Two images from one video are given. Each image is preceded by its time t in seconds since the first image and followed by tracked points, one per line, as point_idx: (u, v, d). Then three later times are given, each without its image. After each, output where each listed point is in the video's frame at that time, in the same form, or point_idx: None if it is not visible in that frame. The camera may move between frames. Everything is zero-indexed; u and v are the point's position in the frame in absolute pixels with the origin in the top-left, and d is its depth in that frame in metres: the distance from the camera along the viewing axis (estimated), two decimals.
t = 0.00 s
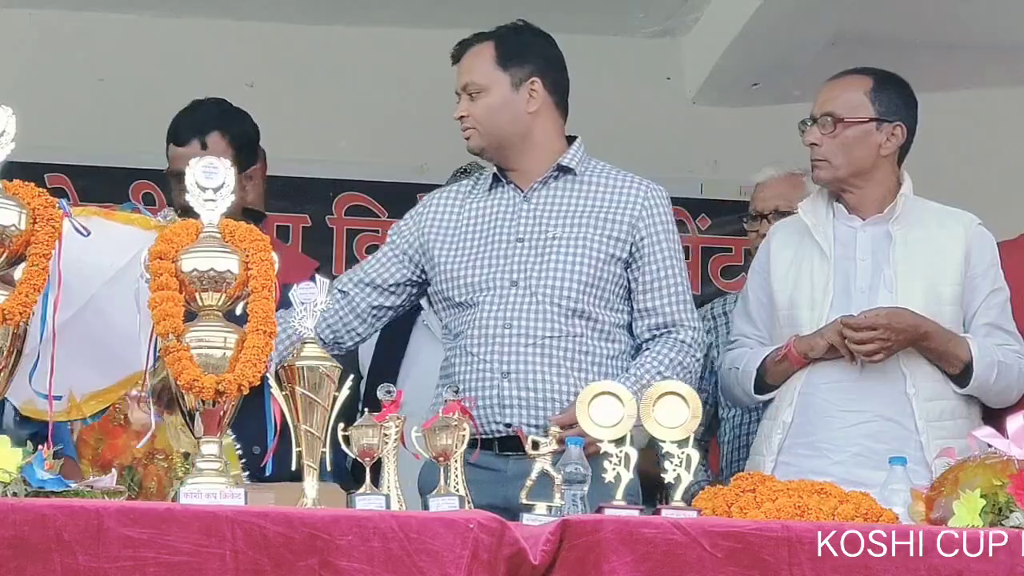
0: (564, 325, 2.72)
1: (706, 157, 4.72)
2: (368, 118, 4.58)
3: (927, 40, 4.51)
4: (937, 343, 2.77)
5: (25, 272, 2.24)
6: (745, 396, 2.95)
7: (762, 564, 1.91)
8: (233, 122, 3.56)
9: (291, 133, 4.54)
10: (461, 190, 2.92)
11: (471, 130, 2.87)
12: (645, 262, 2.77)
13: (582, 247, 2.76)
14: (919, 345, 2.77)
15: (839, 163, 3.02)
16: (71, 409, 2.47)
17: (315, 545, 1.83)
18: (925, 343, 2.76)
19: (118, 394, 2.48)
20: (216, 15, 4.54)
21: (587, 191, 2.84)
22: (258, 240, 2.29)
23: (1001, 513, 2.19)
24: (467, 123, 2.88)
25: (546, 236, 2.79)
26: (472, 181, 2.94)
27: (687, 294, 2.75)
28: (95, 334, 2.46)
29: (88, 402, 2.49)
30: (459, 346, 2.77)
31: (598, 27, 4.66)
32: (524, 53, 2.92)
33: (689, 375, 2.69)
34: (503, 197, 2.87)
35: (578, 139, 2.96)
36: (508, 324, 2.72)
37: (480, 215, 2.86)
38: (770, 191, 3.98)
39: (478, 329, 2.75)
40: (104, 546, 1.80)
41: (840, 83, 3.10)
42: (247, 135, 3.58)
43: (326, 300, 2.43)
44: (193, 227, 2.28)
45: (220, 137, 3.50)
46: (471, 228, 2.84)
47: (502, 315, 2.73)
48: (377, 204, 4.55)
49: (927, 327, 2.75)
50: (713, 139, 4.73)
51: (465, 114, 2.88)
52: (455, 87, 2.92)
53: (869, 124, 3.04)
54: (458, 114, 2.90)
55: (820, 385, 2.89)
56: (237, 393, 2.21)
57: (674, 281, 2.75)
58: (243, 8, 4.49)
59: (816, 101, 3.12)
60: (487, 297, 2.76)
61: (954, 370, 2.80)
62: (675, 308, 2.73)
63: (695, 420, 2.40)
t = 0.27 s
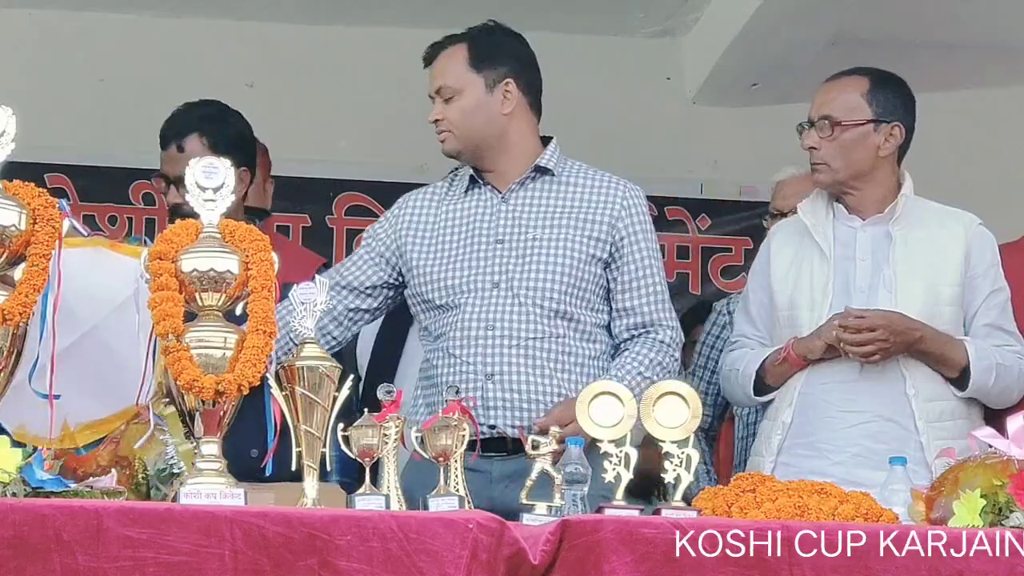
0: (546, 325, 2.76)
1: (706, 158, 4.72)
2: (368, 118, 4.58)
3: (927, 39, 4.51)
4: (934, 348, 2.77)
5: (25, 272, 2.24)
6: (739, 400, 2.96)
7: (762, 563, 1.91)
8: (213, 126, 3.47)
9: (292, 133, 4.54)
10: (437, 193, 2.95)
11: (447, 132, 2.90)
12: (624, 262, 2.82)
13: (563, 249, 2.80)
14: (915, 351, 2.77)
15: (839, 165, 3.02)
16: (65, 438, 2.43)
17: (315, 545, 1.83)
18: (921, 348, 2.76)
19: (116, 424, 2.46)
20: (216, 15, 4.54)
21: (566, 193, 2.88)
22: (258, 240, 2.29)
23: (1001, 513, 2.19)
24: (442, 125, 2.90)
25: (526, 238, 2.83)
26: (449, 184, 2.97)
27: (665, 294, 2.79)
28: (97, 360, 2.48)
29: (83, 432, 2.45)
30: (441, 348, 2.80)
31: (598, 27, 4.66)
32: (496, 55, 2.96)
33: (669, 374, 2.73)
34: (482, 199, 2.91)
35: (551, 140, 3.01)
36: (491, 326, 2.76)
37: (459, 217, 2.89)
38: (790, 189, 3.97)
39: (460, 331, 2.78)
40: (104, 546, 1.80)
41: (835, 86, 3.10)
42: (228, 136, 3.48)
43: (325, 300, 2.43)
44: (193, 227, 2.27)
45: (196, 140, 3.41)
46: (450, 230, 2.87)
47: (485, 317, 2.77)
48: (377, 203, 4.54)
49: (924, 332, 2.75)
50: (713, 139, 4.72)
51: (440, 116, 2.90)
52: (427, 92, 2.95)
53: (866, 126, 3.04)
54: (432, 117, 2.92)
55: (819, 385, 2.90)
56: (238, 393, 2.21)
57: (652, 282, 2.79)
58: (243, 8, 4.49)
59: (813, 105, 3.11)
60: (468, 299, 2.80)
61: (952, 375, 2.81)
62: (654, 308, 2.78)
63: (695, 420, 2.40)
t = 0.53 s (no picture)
0: (534, 324, 2.76)
1: (707, 158, 4.71)
2: (368, 118, 4.58)
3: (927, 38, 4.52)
4: (934, 349, 2.77)
5: (25, 272, 2.24)
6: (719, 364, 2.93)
7: (762, 563, 1.90)
8: (190, 119, 3.37)
9: (292, 133, 4.54)
10: (417, 194, 2.94)
11: (423, 135, 2.88)
12: (608, 258, 2.81)
13: (546, 246, 2.80)
14: (914, 352, 2.78)
15: (837, 168, 3.02)
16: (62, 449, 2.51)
17: (314, 545, 1.83)
18: (921, 347, 2.77)
19: (112, 436, 2.54)
20: (216, 15, 4.54)
21: (547, 190, 2.88)
22: (258, 240, 2.29)
23: (1001, 513, 2.19)
24: (419, 127, 2.88)
25: (509, 237, 2.83)
26: (429, 185, 2.96)
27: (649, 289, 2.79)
28: (97, 374, 2.55)
29: (79, 444, 2.52)
30: (428, 349, 2.79)
31: (599, 27, 4.65)
32: (471, 56, 2.94)
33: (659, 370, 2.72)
34: (461, 199, 2.90)
35: (530, 139, 3.00)
36: (478, 326, 2.75)
37: (439, 217, 2.88)
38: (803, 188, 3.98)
39: (447, 331, 2.77)
40: (103, 546, 1.80)
41: (833, 87, 3.10)
42: (202, 129, 3.37)
43: (325, 301, 2.43)
44: (193, 227, 2.27)
45: (167, 131, 3.32)
46: (432, 232, 2.87)
47: (471, 317, 2.76)
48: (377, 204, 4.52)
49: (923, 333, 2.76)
50: (713, 139, 4.72)
51: (417, 119, 2.88)
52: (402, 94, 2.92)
53: (865, 129, 3.03)
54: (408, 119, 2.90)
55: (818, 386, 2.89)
56: (238, 393, 2.21)
57: (635, 276, 2.79)
58: (243, 8, 4.50)
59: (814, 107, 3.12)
60: (453, 299, 2.79)
61: (953, 377, 2.81)
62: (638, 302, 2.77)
63: (696, 419, 2.40)
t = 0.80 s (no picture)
0: (528, 323, 2.76)
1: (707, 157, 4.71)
2: (368, 117, 4.58)
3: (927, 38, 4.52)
4: (925, 355, 2.78)
5: (25, 272, 2.24)
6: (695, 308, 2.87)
7: (762, 563, 1.90)
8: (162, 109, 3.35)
9: (292, 133, 4.54)
10: (401, 197, 2.93)
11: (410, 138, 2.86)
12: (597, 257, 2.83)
13: (537, 246, 2.80)
14: (906, 358, 2.79)
15: (842, 163, 3.02)
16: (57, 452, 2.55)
17: (315, 545, 1.84)
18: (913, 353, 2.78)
19: (108, 439, 2.58)
20: (216, 15, 4.54)
21: (536, 190, 2.88)
22: (258, 240, 2.29)
23: (1001, 513, 2.19)
24: (405, 130, 2.87)
25: (500, 237, 2.82)
26: (413, 187, 2.95)
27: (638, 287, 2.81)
28: (96, 379, 2.55)
29: (74, 446, 2.56)
30: (421, 351, 2.77)
31: (598, 27, 4.65)
32: (456, 58, 2.93)
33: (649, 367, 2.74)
34: (450, 200, 2.89)
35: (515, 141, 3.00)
36: (472, 326, 2.75)
37: (429, 219, 2.87)
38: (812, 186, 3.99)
39: (442, 333, 2.76)
40: (103, 546, 1.80)
41: (847, 83, 3.10)
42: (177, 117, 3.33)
43: (325, 301, 2.43)
44: (193, 227, 2.27)
45: (140, 121, 3.29)
46: (419, 233, 2.86)
47: (466, 318, 2.76)
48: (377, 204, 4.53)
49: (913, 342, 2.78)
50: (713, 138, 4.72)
51: (403, 122, 2.87)
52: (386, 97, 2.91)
53: (872, 126, 3.03)
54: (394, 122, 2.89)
55: (817, 386, 2.89)
56: (237, 393, 2.21)
57: (624, 275, 2.81)
58: (243, 7, 4.50)
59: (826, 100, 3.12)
60: (447, 300, 2.78)
61: (947, 382, 2.81)
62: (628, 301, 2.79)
63: (696, 419, 2.40)
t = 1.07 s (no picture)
0: (526, 324, 2.76)
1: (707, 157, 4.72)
2: (368, 117, 4.58)
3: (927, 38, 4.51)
4: (928, 356, 2.78)
5: (25, 272, 2.24)
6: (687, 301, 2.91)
7: (762, 563, 1.91)
8: (151, 111, 3.48)
9: (292, 133, 4.54)
10: (395, 199, 2.92)
11: (406, 139, 2.86)
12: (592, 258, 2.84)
13: (534, 248, 2.81)
14: (910, 359, 2.79)
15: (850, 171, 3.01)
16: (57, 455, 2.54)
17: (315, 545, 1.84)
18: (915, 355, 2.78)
19: (107, 442, 2.57)
20: (216, 15, 4.54)
21: (531, 192, 2.89)
22: (258, 240, 2.29)
23: (1001, 513, 2.18)
24: (401, 132, 2.87)
25: (497, 239, 2.83)
26: (407, 189, 2.95)
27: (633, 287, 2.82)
28: (93, 381, 2.56)
29: (73, 450, 2.55)
30: (419, 353, 2.77)
31: (598, 27, 4.65)
32: (452, 60, 2.94)
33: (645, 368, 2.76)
34: (445, 202, 2.89)
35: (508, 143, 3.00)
36: (471, 328, 2.75)
37: (425, 220, 2.87)
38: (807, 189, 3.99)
39: (440, 334, 2.76)
40: (103, 546, 1.80)
41: (844, 88, 3.09)
42: (165, 118, 3.46)
43: (326, 301, 2.42)
44: (193, 227, 2.27)
45: (130, 123, 3.41)
46: (414, 235, 2.86)
47: (464, 319, 2.76)
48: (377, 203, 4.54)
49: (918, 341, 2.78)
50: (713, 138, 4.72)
51: (400, 123, 2.87)
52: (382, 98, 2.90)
53: (875, 129, 3.03)
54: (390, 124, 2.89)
55: (817, 385, 2.89)
56: (237, 393, 2.21)
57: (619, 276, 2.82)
58: (243, 7, 4.49)
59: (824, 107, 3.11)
60: (444, 302, 2.78)
61: (951, 382, 2.81)
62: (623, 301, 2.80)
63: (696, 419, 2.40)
